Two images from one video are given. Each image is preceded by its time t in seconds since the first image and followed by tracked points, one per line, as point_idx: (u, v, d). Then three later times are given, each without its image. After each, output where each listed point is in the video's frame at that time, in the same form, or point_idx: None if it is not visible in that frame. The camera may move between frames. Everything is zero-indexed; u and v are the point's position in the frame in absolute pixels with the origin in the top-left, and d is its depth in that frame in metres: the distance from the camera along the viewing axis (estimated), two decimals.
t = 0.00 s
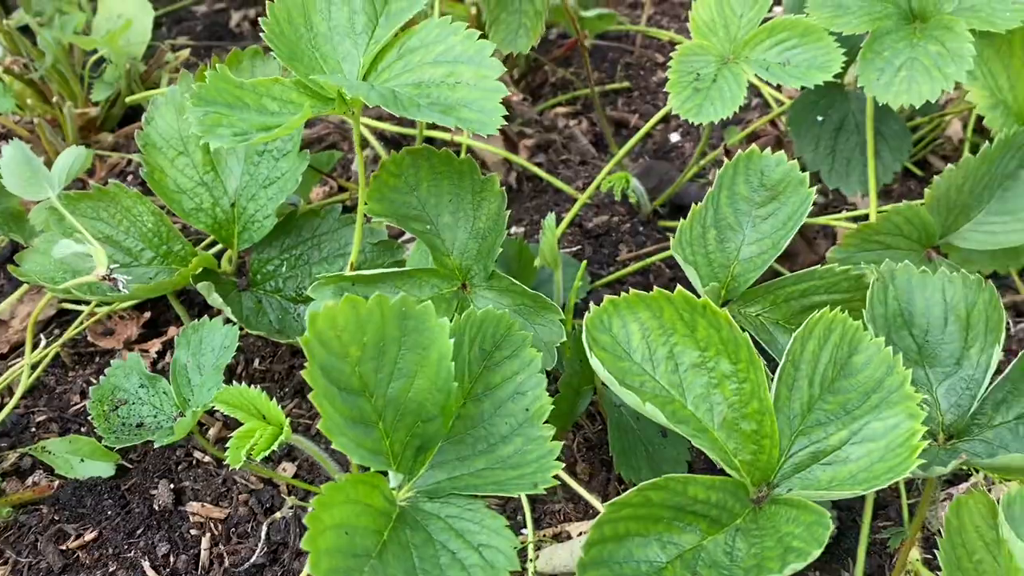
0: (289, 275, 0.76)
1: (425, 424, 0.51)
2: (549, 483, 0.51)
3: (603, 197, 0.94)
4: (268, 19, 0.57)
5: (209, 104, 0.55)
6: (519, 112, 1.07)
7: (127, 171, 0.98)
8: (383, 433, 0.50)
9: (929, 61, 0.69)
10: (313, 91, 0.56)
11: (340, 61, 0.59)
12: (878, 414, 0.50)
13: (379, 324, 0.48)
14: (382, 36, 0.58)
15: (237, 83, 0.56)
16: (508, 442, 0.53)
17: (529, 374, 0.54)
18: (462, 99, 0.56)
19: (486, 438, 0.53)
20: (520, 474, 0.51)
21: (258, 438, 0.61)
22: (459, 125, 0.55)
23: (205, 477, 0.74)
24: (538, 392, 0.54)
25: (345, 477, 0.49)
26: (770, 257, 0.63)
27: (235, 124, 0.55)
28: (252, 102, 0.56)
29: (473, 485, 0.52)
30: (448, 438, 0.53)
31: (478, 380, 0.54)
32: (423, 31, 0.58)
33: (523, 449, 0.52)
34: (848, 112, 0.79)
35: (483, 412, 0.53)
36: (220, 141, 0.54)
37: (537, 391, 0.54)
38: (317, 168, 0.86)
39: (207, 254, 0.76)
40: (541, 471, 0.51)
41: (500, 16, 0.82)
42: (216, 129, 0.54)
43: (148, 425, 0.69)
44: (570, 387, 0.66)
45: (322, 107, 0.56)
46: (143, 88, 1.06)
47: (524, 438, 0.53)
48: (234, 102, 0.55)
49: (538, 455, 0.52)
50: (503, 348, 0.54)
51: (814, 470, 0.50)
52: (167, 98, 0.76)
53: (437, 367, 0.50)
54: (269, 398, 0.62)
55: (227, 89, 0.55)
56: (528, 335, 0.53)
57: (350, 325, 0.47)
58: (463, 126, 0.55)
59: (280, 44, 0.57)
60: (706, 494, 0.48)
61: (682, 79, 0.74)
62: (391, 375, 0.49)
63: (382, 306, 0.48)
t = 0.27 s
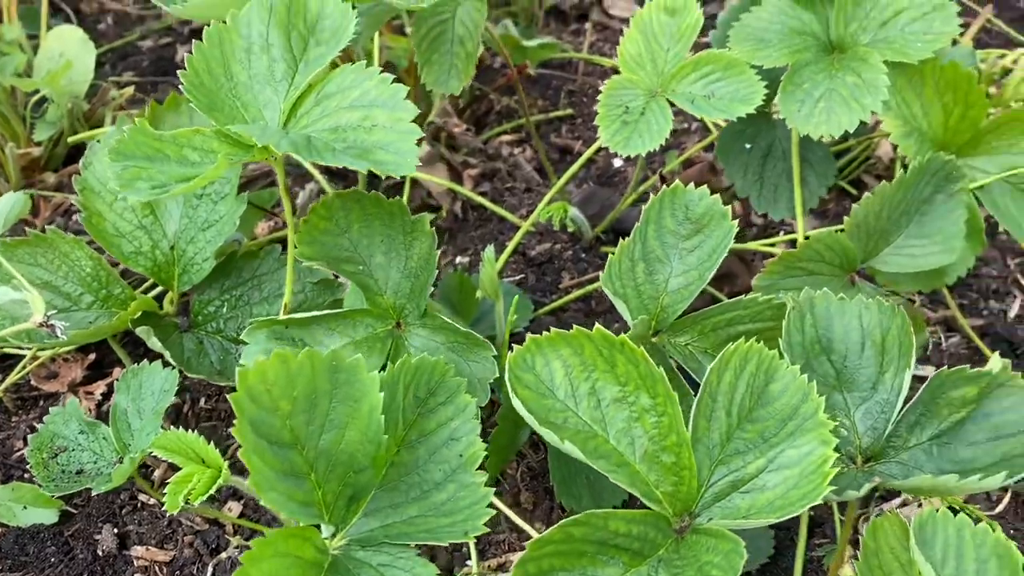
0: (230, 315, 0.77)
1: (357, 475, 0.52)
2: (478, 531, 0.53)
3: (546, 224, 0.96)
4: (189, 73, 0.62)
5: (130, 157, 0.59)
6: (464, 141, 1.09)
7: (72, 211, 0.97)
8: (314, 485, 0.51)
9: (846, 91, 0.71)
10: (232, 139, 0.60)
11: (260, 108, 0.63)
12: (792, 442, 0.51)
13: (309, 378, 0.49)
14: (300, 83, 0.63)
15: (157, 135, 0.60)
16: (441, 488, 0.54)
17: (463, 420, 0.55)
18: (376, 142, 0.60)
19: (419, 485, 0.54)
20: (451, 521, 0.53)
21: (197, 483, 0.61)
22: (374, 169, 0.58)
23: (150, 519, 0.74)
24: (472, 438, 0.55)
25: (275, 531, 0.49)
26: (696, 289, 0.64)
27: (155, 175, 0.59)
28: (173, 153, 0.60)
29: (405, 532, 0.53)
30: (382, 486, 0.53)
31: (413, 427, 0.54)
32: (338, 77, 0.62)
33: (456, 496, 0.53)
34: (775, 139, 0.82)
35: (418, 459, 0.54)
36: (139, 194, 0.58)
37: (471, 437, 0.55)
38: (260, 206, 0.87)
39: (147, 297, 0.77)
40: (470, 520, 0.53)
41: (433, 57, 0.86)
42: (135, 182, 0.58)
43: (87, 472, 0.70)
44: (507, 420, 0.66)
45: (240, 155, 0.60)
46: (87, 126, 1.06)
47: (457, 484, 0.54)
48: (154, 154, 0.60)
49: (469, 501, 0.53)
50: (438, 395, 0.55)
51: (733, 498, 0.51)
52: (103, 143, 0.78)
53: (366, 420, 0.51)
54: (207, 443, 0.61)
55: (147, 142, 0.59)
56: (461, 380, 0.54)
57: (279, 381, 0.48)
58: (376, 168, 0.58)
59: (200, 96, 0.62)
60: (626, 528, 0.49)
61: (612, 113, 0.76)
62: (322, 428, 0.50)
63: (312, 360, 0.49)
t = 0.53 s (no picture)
0: (184, 338, 0.76)
1: (314, 507, 0.48)
2: (439, 563, 0.50)
3: (507, 239, 0.96)
4: (139, 98, 0.58)
5: (79, 186, 0.56)
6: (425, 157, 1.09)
7: (25, 236, 0.96)
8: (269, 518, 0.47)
9: (800, 102, 0.70)
10: (186, 164, 0.58)
11: (212, 130, 0.60)
12: (748, 452, 0.51)
13: (268, 409, 0.45)
14: (254, 104, 0.60)
15: (107, 161, 0.57)
16: (401, 519, 0.51)
17: (425, 449, 0.53)
18: (335, 167, 0.58)
19: (379, 515, 0.51)
20: (410, 554, 0.50)
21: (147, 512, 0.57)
22: (332, 195, 0.57)
23: (105, 549, 0.72)
24: (433, 465, 0.52)
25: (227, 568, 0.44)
26: (655, 302, 0.64)
27: (106, 204, 0.56)
28: (124, 179, 0.57)
29: (362, 566, 0.50)
30: (339, 518, 0.50)
31: (372, 457, 0.51)
32: (294, 98, 0.60)
33: (417, 526, 0.51)
34: (731, 149, 0.82)
35: (378, 488, 0.51)
36: (89, 225, 0.55)
37: (432, 465, 0.52)
38: (214, 226, 0.86)
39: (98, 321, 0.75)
40: (431, 551, 0.50)
41: (380, 61, 0.86)
42: (85, 212, 0.55)
43: (37, 503, 0.68)
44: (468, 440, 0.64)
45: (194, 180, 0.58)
46: (40, 150, 1.04)
47: (418, 514, 0.51)
48: (105, 181, 0.57)
49: (430, 532, 0.51)
50: (399, 422, 0.52)
51: (690, 512, 0.51)
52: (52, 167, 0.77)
53: (328, 452, 0.47)
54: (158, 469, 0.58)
55: (97, 168, 0.56)
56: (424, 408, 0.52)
57: (237, 410, 0.44)
58: (336, 195, 0.57)
59: (151, 121, 0.58)
60: (582, 545, 0.49)
61: (569, 122, 0.75)
62: (280, 460, 0.46)
63: (271, 390, 0.45)
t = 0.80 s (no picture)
0: (150, 374, 0.75)
1: (273, 550, 0.48)
2: None
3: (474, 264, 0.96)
4: (101, 135, 0.58)
5: (43, 227, 0.56)
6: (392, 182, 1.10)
7: None
8: (227, 564, 0.47)
9: (757, 126, 0.71)
10: (151, 203, 0.58)
11: (176, 168, 0.60)
12: (707, 481, 0.51)
13: (220, 456, 0.45)
14: (218, 142, 0.61)
15: (72, 201, 0.57)
16: (363, 559, 0.51)
17: (385, 487, 0.53)
18: (302, 206, 0.59)
19: (339, 555, 0.51)
20: None
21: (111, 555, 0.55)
22: (303, 236, 0.57)
23: None
24: (395, 504, 0.52)
25: None
26: (617, 327, 0.64)
27: (71, 245, 0.56)
28: (90, 220, 0.57)
29: None
30: (300, 559, 0.50)
31: (332, 497, 0.51)
32: (259, 137, 0.61)
33: (378, 565, 0.51)
34: (693, 174, 0.83)
35: (338, 528, 0.51)
36: (54, 267, 0.55)
37: (393, 503, 0.52)
38: (179, 257, 0.84)
39: (63, 358, 0.75)
40: None
41: (347, 101, 0.81)
42: (49, 255, 0.55)
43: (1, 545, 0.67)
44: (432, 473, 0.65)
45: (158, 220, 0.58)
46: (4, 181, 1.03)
47: (380, 554, 0.51)
48: (68, 221, 0.56)
49: (391, 571, 0.51)
50: (359, 461, 0.52)
51: (651, 543, 0.51)
52: (14, 204, 0.77)
53: (283, 495, 0.47)
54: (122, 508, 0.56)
55: (61, 208, 0.56)
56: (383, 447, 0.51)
57: (189, 460, 0.44)
58: (305, 234, 0.57)
59: (115, 159, 0.58)
60: None
61: (533, 152, 0.75)
62: (236, 504, 0.46)
63: (222, 436, 0.45)
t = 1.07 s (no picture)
0: (103, 409, 0.75)
1: None
2: None
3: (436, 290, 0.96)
4: (25, 179, 0.59)
5: None
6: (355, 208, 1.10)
7: None
8: None
9: (704, 155, 0.72)
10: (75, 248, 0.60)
11: (103, 209, 0.60)
12: (652, 516, 0.52)
13: (160, 507, 0.44)
14: (144, 180, 0.61)
15: None
16: None
17: (333, 527, 0.52)
18: (221, 244, 0.58)
19: None
20: None
21: None
22: (216, 275, 0.57)
23: None
24: (342, 544, 0.52)
25: None
26: (570, 357, 0.64)
27: None
28: (13, 264, 0.58)
29: None
30: None
31: (278, 538, 0.51)
32: (184, 174, 0.61)
33: None
34: (648, 201, 0.84)
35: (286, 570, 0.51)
36: None
37: (341, 543, 0.52)
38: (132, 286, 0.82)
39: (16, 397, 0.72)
40: None
41: (290, 135, 0.79)
42: None
43: None
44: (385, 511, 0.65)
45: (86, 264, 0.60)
46: None
47: None
48: None
49: None
50: (306, 501, 0.52)
51: None
52: None
53: (225, 542, 0.46)
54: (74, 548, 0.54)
55: None
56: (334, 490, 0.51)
57: (129, 511, 0.43)
58: (217, 274, 0.57)
59: (40, 204, 0.59)
60: None
61: (487, 183, 0.75)
62: (178, 554, 0.45)
63: (162, 487, 0.44)
